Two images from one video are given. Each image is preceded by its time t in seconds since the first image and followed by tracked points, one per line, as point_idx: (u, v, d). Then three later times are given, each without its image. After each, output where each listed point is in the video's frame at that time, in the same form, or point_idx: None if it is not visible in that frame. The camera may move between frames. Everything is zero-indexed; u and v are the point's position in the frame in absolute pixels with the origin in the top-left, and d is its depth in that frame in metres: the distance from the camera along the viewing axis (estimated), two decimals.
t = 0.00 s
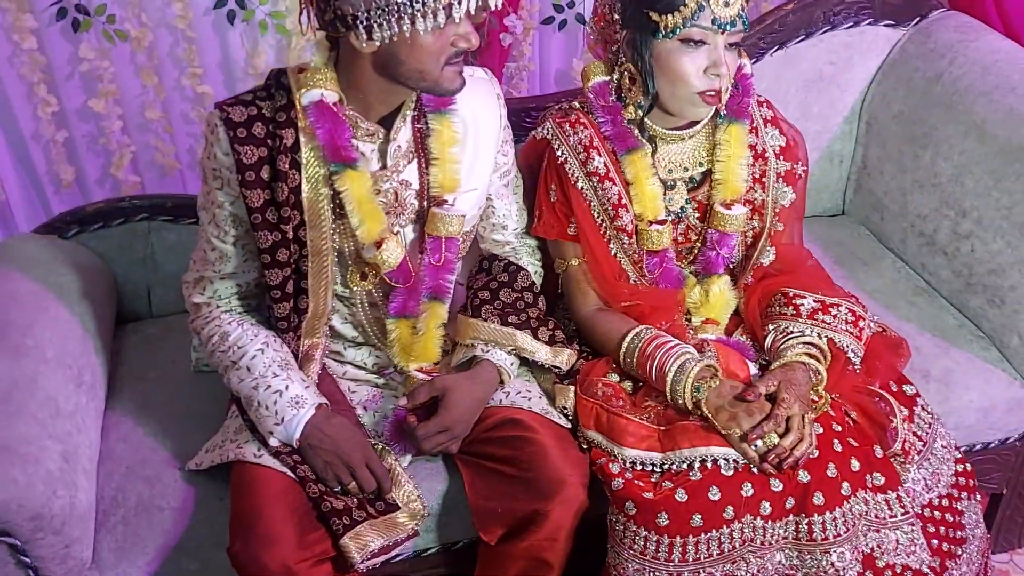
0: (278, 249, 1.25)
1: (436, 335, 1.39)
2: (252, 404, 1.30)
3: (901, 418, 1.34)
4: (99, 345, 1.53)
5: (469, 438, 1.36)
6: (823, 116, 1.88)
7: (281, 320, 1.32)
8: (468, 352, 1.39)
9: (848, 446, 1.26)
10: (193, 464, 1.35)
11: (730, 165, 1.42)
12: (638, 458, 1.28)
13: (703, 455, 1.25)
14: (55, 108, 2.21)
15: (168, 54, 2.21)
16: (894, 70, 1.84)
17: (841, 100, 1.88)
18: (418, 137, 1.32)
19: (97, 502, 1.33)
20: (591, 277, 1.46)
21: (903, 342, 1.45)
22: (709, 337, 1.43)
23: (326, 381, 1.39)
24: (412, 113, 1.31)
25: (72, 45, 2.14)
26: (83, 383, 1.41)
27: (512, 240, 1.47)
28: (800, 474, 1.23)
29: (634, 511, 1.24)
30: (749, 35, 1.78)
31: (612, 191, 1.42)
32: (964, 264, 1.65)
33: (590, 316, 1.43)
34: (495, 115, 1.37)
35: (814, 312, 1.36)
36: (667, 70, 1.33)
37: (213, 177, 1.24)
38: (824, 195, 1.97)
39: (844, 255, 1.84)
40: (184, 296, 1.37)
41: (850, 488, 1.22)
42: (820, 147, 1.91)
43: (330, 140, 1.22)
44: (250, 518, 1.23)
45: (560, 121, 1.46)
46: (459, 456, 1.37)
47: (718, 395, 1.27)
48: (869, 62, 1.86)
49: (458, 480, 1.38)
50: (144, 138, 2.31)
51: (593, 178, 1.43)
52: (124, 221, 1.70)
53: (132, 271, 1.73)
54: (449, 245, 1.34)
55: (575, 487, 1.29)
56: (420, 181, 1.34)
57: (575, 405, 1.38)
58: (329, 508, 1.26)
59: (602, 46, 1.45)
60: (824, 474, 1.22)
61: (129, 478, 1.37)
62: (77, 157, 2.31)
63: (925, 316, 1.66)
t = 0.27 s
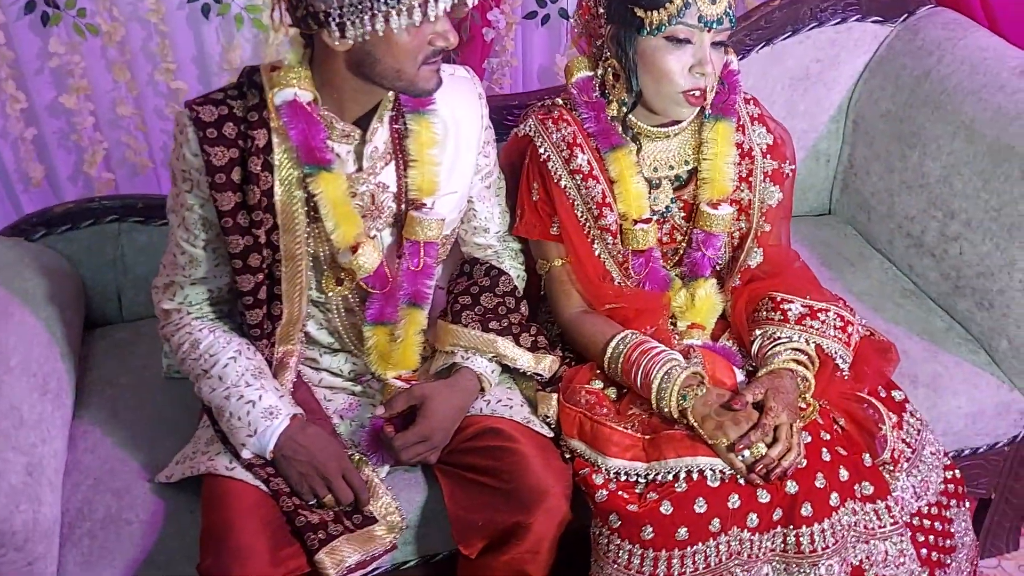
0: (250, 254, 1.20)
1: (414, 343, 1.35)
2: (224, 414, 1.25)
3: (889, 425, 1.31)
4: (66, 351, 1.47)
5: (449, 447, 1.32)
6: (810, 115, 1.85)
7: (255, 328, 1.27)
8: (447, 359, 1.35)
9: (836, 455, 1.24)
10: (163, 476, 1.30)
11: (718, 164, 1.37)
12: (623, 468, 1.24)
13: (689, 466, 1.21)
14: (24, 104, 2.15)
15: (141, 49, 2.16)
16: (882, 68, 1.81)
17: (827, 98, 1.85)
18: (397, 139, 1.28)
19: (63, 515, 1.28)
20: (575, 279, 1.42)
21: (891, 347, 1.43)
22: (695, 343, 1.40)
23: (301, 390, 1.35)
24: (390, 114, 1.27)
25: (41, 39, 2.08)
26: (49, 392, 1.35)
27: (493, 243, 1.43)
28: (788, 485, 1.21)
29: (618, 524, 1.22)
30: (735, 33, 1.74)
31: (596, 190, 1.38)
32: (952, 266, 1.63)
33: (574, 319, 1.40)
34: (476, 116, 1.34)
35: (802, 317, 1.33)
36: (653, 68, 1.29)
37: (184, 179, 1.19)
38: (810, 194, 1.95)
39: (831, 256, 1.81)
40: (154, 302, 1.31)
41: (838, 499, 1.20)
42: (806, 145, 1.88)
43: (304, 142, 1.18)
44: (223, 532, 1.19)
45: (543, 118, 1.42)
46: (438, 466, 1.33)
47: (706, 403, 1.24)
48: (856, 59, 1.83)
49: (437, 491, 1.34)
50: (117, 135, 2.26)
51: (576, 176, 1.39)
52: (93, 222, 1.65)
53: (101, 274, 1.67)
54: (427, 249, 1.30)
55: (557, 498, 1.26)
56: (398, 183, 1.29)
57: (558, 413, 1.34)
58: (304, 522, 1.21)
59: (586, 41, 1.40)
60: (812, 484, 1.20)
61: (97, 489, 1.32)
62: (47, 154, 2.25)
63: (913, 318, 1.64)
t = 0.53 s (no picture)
0: (205, 272, 1.13)
1: (383, 367, 1.27)
2: (178, 442, 1.17)
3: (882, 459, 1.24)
4: (22, 370, 1.41)
5: (417, 477, 1.25)
6: (805, 124, 1.78)
7: (213, 350, 1.20)
8: (417, 384, 1.28)
9: (824, 493, 1.18)
10: (116, 506, 1.23)
11: (703, 175, 1.31)
12: (601, 504, 1.18)
13: (669, 503, 1.16)
14: None
15: (115, 46, 2.07)
16: (881, 77, 1.73)
17: (823, 107, 1.77)
18: (360, 150, 1.21)
19: (12, 547, 1.21)
20: (553, 293, 1.35)
21: (885, 372, 1.35)
22: (678, 370, 1.32)
23: (263, 415, 1.27)
24: (355, 126, 1.20)
25: (11, 34, 2.00)
26: None
27: (468, 259, 1.36)
28: (772, 525, 1.14)
29: (593, 565, 1.15)
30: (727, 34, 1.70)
31: (574, 202, 1.31)
32: (950, 286, 1.56)
33: (551, 338, 1.33)
34: (447, 127, 1.27)
35: (790, 345, 1.27)
36: (632, 77, 1.23)
37: (133, 194, 1.13)
38: (804, 206, 1.88)
39: (825, 274, 1.75)
40: (108, 322, 1.23)
41: (826, 540, 1.13)
42: (800, 156, 1.81)
43: (260, 155, 1.12)
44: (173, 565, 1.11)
45: (521, 125, 1.36)
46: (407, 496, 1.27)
47: (687, 437, 1.17)
48: (853, 65, 1.76)
49: (405, 523, 1.28)
50: (91, 134, 2.18)
51: (554, 187, 1.32)
52: (57, 230, 1.58)
53: (65, 285, 1.60)
54: (394, 269, 1.23)
55: (530, 536, 1.19)
56: (363, 199, 1.22)
57: (532, 442, 1.28)
58: (261, 559, 1.16)
59: (568, 42, 1.32)
60: (799, 525, 1.14)
61: (49, 518, 1.25)
62: (19, 154, 2.17)
63: (909, 342, 1.57)
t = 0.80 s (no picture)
0: (178, 311, 1.07)
1: (368, 412, 1.21)
2: (149, 489, 1.10)
3: (904, 521, 1.15)
4: None
5: (402, 530, 1.17)
6: (826, 157, 1.70)
7: (188, 393, 1.13)
8: (405, 431, 1.20)
9: (839, 557, 1.08)
10: (83, 554, 1.16)
11: (713, 214, 1.23)
12: (595, 564, 1.09)
13: (667, 567, 1.05)
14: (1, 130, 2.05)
15: (122, 73, 2.05)
16: (907, 109, 1.65)
17: (846, 140, 1.70)
18: (348, 185, 1.15)
19: None
20: (552, 335, 1.26)
21: (909, 425, 1.25)
22: (683, 419, 1.24)
23: (241, 459, 1.19)
24: (341, 160, 1.15)
25: (18, 62, 1.98)
26: None
27: (464, 298, 1.29)
28: None
29: None
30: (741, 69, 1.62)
31: (574, 240, 1.23)
32: (981, 331, 1.46)
33: (550, 384, 1.24)
34: (440, 160, 1.21)
35: (804, 398, 1.17)
36: (635, 118, 1.15)
37: (106, 229, 1.08)
38: (826, 244, 1.79)
39: (848, 315, 1.65)
40: (82, 360, 1.17)
41: None
42: (822, 191, 1.73)
43: (237, 189, 1.06)
44: None
45: (518, 158, 1.28)
46: (390, 550, 1.19)
47: (691, 494, 1.08)
48: (878, 97, 1.67)
49: None
50: (96, 162, 2.15)
51: (552, 224, 1.24)
52: (44, 261, 1.54)
53: (52, 318, 1.56)
54: (382, 309, 1.17)
55: None
56: (349, 236, 1.16)
57: (525, 494, 1.20)
58: None
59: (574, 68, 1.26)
60: None
61: (14, 566, 1.17)
62: (25, 181, 2.15)
63: (938, 390, 1.47)
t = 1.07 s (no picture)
0: (138, 314, 1.02)
1: (339, 419, 1.17)
2: (111, 498, 1.04)
3: (900, 537, 1.08)
4: None
5: (376, 542, 1.12)
6: (828, 155, 1.65)
7: (152, 399, 1.07)
8: (380, 439, 1.15)
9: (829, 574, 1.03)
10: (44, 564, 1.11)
11: (702, 220, 1.18)
12: None
13: None
14: None
15: (108, 67, 2.01)
16: (912, 106, 1.58)
17: (849, 138, 1.64)
18: (316, 181, 1.11)
19: None
20: (534, 343, 1.21)
21: (909, 436, 1.19)
22: (671, 428, 1.20)
23: (210, 467, 1.14)
24: (309, 156, 1.10)
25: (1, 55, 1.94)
26: None
27: (444, 301, 1.24)
28: None
29: None
30: (741, 63, 1.56)
31: (556, 244, 1.18)
32: (987, 337, 1.40)
33: (532, 392, 1.19)
34: (416, 156, 1.16)
35: (796, 407, 1.11)
36: (620, 128, 1.10)
37: (64, 228, 1.03)
38: (828, 244, 1.73)
39: (849, 318, 1.60)
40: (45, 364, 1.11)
41: None
42: (823, 190, 1.67)
43: (198, 186, 1.02)
44: None
45: (499, 158, 1.23)
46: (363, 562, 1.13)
47: (676, 509, 1.02)
48: (882, 95, 1.61)
49: None
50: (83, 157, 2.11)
51: (534, 228, 1.19)
52: (18, 259, 1.50)
53: (26, 318, 1.52)
54: (353, 312, 1.12)
55: None
56: (319, 235, 1.12)
57: (504, 506, 1.14)
58: None
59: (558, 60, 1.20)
60: None
61: None
62: (11, 176, 2.12)
63: (941, 398, 1.41)
